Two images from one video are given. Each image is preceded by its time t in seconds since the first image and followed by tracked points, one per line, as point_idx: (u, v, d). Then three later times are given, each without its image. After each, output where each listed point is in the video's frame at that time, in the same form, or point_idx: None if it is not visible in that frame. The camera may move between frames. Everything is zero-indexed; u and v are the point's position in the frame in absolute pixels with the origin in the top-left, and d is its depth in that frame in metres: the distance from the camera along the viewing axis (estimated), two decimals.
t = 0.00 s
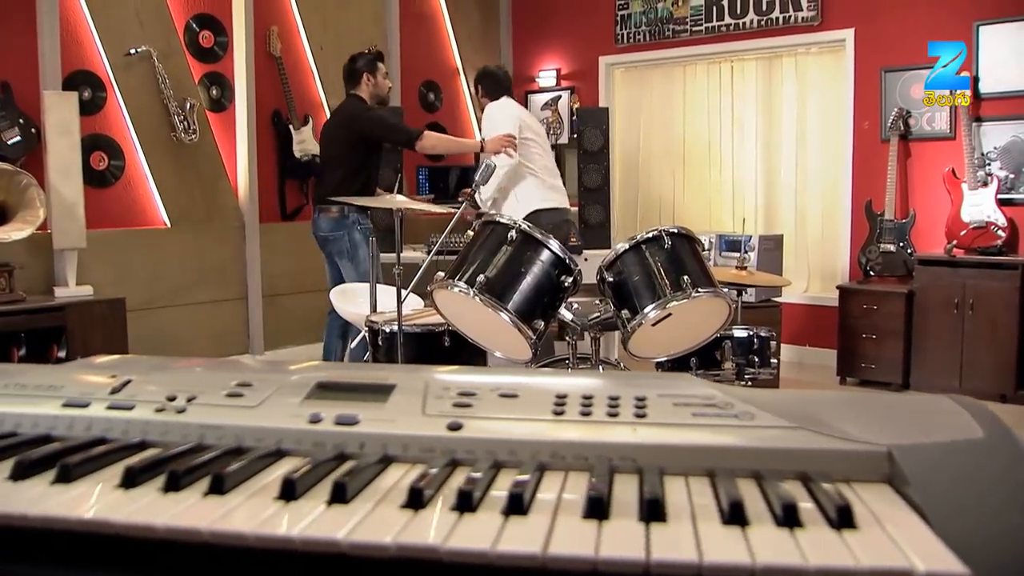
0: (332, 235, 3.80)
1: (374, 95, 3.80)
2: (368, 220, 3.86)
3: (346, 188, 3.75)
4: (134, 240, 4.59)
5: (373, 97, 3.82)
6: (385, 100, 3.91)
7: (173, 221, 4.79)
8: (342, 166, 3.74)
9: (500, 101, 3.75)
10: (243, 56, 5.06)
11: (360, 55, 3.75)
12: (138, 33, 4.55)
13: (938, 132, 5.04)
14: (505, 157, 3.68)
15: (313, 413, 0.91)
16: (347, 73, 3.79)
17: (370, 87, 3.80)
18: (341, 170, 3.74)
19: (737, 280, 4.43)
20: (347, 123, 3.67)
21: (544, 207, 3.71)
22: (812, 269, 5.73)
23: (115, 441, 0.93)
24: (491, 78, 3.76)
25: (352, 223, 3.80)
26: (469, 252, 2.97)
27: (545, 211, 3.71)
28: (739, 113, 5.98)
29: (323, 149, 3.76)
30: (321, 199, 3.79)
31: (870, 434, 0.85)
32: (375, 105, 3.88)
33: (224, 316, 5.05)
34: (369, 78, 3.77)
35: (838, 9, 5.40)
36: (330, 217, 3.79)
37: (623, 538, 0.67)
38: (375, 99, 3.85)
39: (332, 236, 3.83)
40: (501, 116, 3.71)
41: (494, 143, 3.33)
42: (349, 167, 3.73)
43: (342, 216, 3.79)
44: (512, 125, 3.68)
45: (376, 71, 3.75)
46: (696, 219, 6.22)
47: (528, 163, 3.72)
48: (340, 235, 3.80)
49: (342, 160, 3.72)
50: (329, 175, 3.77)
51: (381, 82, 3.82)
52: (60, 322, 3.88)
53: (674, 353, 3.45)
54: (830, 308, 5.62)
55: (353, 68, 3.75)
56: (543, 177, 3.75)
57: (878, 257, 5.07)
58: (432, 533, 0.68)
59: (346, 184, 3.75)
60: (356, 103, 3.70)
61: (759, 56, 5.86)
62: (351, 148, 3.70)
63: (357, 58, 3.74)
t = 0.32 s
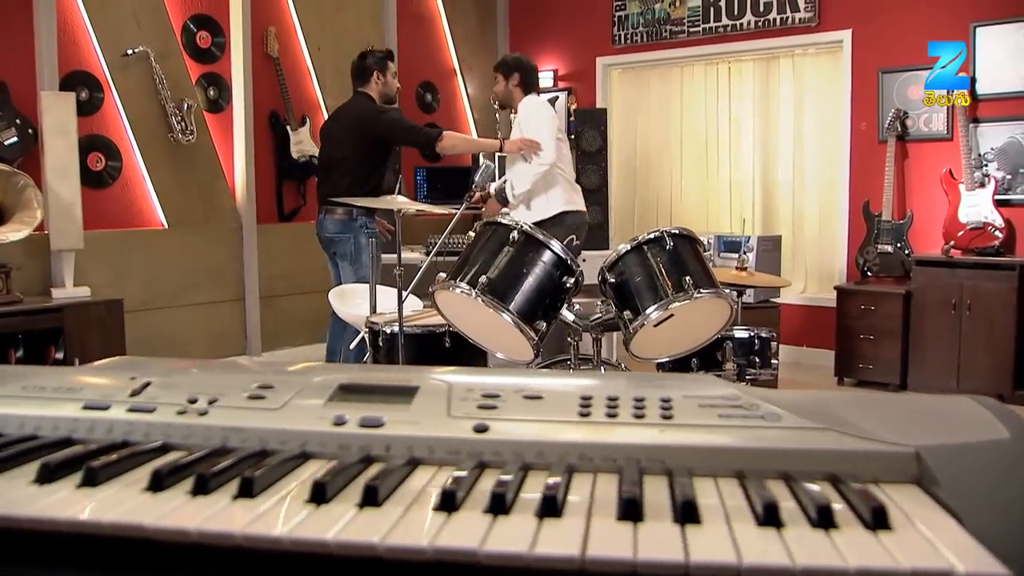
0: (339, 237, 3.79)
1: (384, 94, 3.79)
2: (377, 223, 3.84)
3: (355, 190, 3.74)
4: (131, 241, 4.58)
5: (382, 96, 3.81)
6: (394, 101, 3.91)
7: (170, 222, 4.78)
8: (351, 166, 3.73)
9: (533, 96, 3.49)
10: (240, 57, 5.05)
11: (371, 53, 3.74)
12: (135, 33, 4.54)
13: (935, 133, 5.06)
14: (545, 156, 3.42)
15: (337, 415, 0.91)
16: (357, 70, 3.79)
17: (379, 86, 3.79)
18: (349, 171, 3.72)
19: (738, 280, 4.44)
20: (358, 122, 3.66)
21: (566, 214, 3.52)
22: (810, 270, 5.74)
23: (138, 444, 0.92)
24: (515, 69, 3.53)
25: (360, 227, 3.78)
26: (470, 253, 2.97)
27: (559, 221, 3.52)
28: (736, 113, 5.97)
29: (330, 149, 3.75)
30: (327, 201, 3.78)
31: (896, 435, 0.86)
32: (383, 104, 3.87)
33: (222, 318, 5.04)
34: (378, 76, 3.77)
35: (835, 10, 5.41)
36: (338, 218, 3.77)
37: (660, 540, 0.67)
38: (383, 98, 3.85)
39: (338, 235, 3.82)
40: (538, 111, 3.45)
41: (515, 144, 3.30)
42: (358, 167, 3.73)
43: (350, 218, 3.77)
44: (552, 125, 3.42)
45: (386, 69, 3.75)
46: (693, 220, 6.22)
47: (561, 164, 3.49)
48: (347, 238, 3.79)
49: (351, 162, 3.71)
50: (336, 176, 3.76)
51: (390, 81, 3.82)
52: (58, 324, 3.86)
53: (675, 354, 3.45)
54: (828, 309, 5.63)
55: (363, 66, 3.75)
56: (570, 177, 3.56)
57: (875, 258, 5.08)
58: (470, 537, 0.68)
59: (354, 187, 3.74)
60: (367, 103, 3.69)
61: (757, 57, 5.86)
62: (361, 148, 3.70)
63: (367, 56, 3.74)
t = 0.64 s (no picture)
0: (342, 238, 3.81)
1: (376, 91, 3.78)
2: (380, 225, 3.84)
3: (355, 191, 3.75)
4: (126, 242, 4.56)
5: (375, 93, 3.80)
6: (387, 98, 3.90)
7: (167, 223, 4.76)
8: (352, 166, 3.73)
9: (551, 94, 3.59)
10: (237, 57, 5.03)
11: (360, 52, 3.74)
12: (131, 34, 4.52)
13: (931, 134, 5.07)
14: (570, 157, 3.48)
15: (359, 418, 0.90)
16: (349, 69, 3.80)
17: (371, 84, 3.79)
18: (351, 172, 3.73)
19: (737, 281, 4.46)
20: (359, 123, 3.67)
21: (581, 215, 3.54)
22: (806, 271, 5.74)
23: (157, 447, 0.92)
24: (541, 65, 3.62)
25: (362, 228, 3.79)
26: (470, 255, 2.96)
27: (573, 221, 3.53)
28: (733, 115, 5.98)
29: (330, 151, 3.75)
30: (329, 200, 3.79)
31: (918, 436, 0.86)
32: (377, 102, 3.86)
33: (219, 319, 5.03)
34: (368, 74, 3.76)
35: (831, 12, 5.42)
36: (342, 219, 3.79)
37: (694, 543, 0.67)
38: (377, 96, 3.83)
39: (342, 235, 3.85)
40: (559, 112, 3.54)
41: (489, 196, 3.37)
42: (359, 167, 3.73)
43: (354, 220, 3.78)
44: (575, 125, 3.51)
45: (376, 67, 3.75)
46: (690, 221, 6.22)
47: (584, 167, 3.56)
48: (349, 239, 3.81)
49: (353, 162, 3.72)
50: (338, 176, 3.76)
51: (383, 78, 3.81)
52: (54, 325, 3.85)
53: (676, 355, 3.44)
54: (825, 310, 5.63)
55: (353, 65, 3.75)
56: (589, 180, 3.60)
57: (872, 259, 5.09)
58: (504, 540, 0.68)
59: (354, 187, 3.75)
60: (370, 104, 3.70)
61: (753, 58, 5.86)
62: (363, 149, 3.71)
63: (358, 55, 3.75)
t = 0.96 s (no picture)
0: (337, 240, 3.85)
1: (381, 95, 3.79)
2: (376, 228, 3.82)
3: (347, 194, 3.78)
4: (122, 244, 4.54)
5: (380, 97, 3.81)
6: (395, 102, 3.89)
7: (163, 225, 4.75)
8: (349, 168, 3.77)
9: (564, 93, 3.63)
10: (233, 58, 5.02)
11: (371, 55, 3.74)
12: (127, 35, 4.51)
13: (927, 136, 5.09)
14: (583, 161, 3.51)
15: (380, 421, 0.90)
16: (356, 71, 3.81)
17: (376, 87, 3.79)
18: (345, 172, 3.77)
19: (736, 282, 4.49)
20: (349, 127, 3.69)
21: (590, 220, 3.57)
22: (803, 272, 5.75)
23: (176, 451, 0.91)
24: (554, 63, 3.62)
25: (355, 230, 3.81)
26: (470, 257, 2.96)
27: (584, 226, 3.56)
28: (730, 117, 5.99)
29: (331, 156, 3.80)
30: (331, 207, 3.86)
31: (938, 438, 0.86)
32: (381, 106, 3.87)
33: (215, 321, 5.01)
34: (374, 77, 3.76)
35: (827, 14, 5.43)
36: (335, 222, 3.85)
37: (727, 545, 0.68)
38: (381, 100, 3.84)
39: (343, 237, 3.89)
40: (570, 113, 3.57)
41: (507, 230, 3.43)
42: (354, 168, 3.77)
43: (347, 222, 3.82)
44: (586, 127, 3.54)
45: (382, 70, 3.74)
46: (687, 222, 6.23)
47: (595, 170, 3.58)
48: (343, 242, 3.84)
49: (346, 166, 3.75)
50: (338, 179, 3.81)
51: (388, 82, 3.80)
52: (50, 328, 3.83)
53: (676, 357, 3.44)
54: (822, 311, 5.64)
55: (361, 67, 3.76)
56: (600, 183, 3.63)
57: (869, 260, 5.09)
58: (538, 543, 0.67)
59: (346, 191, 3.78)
60: (359, 108, 3.73)
61: (749, 60, 5.87)
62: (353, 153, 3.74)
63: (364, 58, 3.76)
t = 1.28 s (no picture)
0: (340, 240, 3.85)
1: (388, 98, 3.81)
2: (378, 228, 3.83)
3: (346, 195, 3.78)
4: (118, 246, 4.52)
5: (386, 101, 3.82)
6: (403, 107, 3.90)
7: (159, 227, 4.73)
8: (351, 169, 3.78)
9: (568, 94, 3.64)
10: (230, 60, 5.01)
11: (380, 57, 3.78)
12: (123, 37, 4.50)
13: (923, 138, 5.11)
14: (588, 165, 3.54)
15: (402, 424, 0.90)
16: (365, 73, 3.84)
17: (383, 90, 3.82)
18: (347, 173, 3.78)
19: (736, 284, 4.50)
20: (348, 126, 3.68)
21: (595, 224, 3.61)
22: (800, 273, 5.76)
23: (196, 454, 0.90)
24: (558, 64, 3.63)
25: (357, 231, 3.80)
26: (470, 259, 2.95)
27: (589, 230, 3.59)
28: (726, 119, 5.99)
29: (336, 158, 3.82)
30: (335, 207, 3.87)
31: (960, 440, 0.86)
32: (388, 109, 3.88)
33: (212, 324, 5.00)
34: (382, 80, 3.79)
35: (824, 16, 5.44)
36: (337, 222, 3.85)
37: (759, 548, 0.68)
38: (389, 104, 3.86)
39: (345, 238, 3.89)
40: (574, 116, 3.59)
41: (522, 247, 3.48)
42: (356, 169, 3.77)
43: (348, 222, 3.82)
44: (590, 130, 3.57)
45: (390, 73, 3.77)
46: (683, 223, 6.23)
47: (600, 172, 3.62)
48: (345, 242, 3.84)
49: (347, 166, 3.76)
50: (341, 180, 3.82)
51: (395, 85, 3.82)
52: (47, 330, 3.81)
53: (676, 359, 3.43)
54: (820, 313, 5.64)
55: (370, 68, 3.80)
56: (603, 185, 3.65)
57: (865, 262, 5.10)
58: (572, 547, 0.67)
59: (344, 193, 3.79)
60: (360, 108, 3.74)
61: (745, 62, 5.87)
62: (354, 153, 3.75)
63: (374, 60, 3.79)
